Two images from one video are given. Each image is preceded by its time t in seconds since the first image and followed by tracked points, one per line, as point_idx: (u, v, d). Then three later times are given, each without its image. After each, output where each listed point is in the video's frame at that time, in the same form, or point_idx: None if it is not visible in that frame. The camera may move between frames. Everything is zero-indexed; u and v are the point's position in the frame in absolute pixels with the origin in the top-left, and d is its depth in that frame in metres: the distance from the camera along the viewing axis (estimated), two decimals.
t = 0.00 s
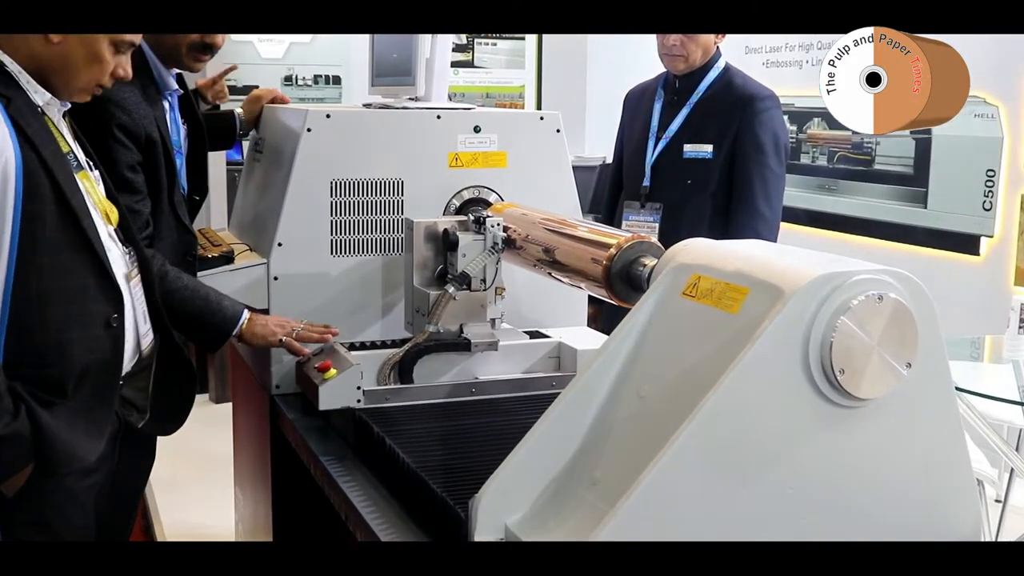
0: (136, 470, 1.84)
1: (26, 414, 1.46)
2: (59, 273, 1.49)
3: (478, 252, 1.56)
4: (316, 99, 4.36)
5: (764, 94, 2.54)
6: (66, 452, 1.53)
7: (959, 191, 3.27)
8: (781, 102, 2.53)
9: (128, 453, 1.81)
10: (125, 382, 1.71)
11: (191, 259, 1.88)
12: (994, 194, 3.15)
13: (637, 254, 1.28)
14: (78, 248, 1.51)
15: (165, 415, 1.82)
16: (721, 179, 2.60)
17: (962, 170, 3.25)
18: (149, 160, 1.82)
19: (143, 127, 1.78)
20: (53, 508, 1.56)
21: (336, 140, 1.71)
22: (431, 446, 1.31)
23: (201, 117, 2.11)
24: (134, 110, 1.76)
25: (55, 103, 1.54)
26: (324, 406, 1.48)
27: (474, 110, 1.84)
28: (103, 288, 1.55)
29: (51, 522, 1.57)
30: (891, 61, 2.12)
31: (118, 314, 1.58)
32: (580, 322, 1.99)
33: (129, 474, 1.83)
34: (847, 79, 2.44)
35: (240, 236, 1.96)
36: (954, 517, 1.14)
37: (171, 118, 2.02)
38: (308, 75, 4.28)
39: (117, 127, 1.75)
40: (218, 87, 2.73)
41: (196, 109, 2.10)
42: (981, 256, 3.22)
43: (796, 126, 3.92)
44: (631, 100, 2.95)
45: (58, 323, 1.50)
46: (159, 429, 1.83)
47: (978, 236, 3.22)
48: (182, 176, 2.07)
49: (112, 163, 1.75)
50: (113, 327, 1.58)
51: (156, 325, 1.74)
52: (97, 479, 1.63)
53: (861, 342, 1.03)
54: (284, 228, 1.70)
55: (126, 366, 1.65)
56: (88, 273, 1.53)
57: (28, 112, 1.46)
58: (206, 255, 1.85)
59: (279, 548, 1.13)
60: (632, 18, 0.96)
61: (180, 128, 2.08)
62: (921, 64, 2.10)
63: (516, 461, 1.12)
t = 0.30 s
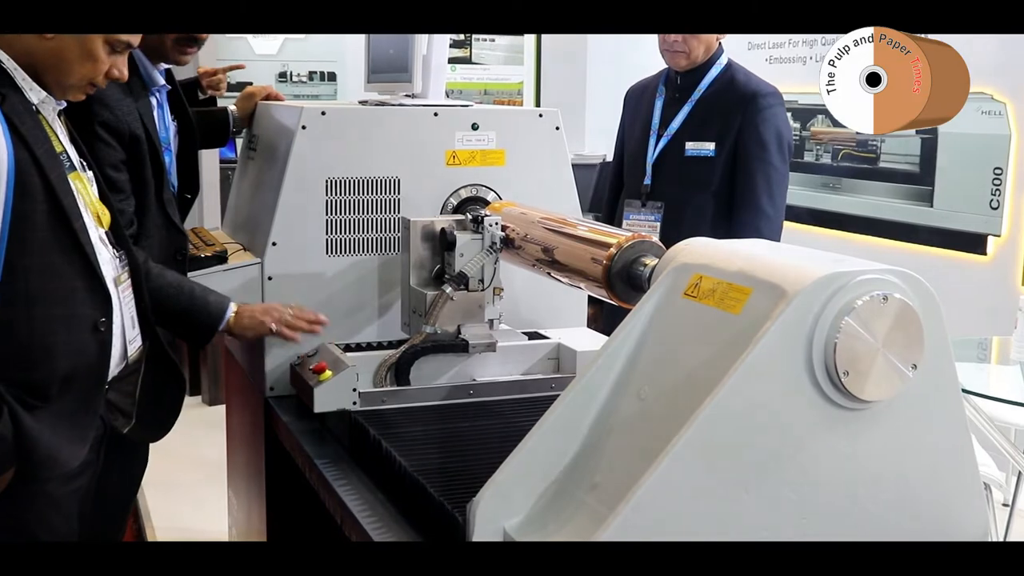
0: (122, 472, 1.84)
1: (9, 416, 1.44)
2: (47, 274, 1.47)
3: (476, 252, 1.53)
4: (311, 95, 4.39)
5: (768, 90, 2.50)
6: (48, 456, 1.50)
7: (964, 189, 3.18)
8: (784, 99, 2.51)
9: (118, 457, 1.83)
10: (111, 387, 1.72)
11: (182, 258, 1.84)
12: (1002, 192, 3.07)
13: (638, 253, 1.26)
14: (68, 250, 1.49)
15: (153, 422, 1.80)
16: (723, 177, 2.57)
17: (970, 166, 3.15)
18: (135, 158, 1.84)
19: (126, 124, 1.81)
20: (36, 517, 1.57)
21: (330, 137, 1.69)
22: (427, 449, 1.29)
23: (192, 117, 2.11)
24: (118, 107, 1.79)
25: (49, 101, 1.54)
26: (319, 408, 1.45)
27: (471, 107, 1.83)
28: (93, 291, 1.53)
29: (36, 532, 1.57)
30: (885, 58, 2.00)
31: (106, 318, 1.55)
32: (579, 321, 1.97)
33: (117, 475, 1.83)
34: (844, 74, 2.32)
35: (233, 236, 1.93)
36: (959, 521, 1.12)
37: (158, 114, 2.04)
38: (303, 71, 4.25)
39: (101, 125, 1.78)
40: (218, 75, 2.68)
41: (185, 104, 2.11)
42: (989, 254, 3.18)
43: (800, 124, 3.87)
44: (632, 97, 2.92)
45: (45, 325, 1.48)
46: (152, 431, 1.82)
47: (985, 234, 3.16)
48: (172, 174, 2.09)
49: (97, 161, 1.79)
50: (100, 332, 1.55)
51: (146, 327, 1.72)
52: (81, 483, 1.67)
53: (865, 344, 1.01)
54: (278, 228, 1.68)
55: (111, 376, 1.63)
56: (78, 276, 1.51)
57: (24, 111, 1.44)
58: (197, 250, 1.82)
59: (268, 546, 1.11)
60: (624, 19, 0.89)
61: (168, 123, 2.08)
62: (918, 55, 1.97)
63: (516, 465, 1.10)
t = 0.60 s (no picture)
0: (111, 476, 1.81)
1: None
2: (27, 272, 1.45)
3: (473, 251, 1.51)
4: (304, 91, 4.24)
5: (772, 86, 2.49)
6: (28, 458, 1.47)
7: (973, 186, 3.12)
8: (789, 95, 2.48)
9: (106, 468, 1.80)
10: (94, 388, 1.67)
11: (160, 254, 1.79)
12: (1013, 187, 3.00)
13: (640, 252, 1.23)
14: (48, 247, 1.47)
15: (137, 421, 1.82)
16: (726, 174, 2.54)
17: (978, 159, 3.08)
18: (106, 152, 1.80)
19: (96, 118, 1.77)
20: (14, 519, 1.51)
21: (323, 134, 1.66)
22: (424, 453, 1.26)
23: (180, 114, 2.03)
24: (89, 101, 1.77)
25: (32, 96, 1.51)
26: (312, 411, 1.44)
27: (469, 102, 1.80)
28: (74, 291, 1.51)
29: (13, 533, 1.52)
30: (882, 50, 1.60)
31: (88, 318, 1.53)
32: (580, 321, 1.94)
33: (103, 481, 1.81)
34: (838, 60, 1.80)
35: (223, 234, 1.91)
36: (970, 525, 1.09)
37: (139, 106, 2.02)
38: (297, 66, 4.17)
39: (71, 121, 1.76)
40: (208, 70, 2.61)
41: (172, 99, 2.04)
42: (999, 253, 3.08)
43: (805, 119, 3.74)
44: (635, 91, 2.87)
45: (26, 324, 1.45)
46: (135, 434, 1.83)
47: (996, 232, 3.07)
48: (156, 167, 2.09)
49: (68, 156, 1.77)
50: (82, 332, 1.52)
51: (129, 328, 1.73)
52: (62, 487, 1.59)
53: (872, 345, 0.98)
54: (271, 226, 1.66)
55: (94, 376, 1.64)
56: (58, 274, 1.49)
57: (5, 106, 1.42)
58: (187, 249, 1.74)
59: (256, 549, 1.07)
60: (623, 18, 0.83)
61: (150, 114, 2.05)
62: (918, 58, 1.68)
63: (514, 468, 1.08)
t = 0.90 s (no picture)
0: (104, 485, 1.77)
1: None
2: (8, 270, 1.43)
3: (470, 250, 1.48)
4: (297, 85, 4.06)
5: (778, 79, 2.42)
6: (9, 463, 1.43)
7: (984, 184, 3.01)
8: (795, 89, 2.42)
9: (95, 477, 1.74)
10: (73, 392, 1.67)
11: (144, 251, 1.78)
12: None
13: (642, 250, 1.20)
14: (29, 245, 1.45)
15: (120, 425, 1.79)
16: (731, 170, 2.47)
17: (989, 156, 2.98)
18: (84, 145, 1.76)
19: (75, 111, 1.74)
20: None
21: (315, 129, 1.64)
22: (418, 459, 1.23)
23: (167, 109, 1.97)
24: (69, 94, 1.73)
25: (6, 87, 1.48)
26: (305, 415, 1.42)
27: (467, 97, 1.77)
28: (55, 289, 1.49)
29: None
30: (885, 55, 1.53)
31: (69, 318, 1.50)
32: (581, 322, 1.91)
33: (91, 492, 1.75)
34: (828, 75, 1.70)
35: (212, 233, 1.87)
36: (981, 532, 1.06)
37: (121, 100, 2.01)
38: (288, 60, 4.02)
39: (50, 114, 1.73)
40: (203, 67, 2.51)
41: (158, 92, 1.97)
42: (1013, 251, 3.00)
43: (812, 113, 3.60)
44: (637, 84, 2.81)
45: (6, 323, 1.43)
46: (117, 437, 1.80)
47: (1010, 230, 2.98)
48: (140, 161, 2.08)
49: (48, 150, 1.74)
50: (63, 332, 1.49)
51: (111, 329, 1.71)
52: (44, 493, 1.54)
53: (880, 347, 0.96)
54: (262, 224, 1.63)
55: (74, 377, 1.64)
56: (38, 273, 1.46)
57: None
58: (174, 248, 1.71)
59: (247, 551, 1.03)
60: (623, 18, 0.75)
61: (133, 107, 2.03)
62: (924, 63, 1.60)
63: (511, 473, 1.05)
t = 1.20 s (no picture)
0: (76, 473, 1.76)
1: None
2: None
3: (465, 248, 1.43)
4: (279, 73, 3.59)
5: (785, 71, 2.37)
6: None
7: None
8: (804, 80, 2.37)
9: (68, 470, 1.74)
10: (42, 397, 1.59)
11: (134, 245, 1.65)
12: None
13: (645, 248, 1.16)
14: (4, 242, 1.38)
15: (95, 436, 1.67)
16: (737, 165, 2.43)
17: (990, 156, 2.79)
18: (64, 135, 1.60)
19: (53, 98, 1.58)
20: None
21: (305, 121, 1.59)
22: (412, 466, 1.19)
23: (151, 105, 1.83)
24: (44, 81, 1.56)
25: None
26: (293, 420, 1.35)
27: (462, 89, 1.73)
28: (29, 288, 1.42)
29: None
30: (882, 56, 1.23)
31: (44, 318, 1.43)
32: (581, 323, 1.87)
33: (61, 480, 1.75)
34: (829, 89, 1.30)
35: (198, 230, 1.83)
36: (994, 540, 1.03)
37: (98, 89, 1.77)
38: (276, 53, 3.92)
39: (25, 101, 1.56)
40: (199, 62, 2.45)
41: (138, 85, 1.83)
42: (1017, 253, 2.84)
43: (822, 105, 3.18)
44: (637, 78, 2.75)
45: None
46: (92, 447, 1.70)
47: None
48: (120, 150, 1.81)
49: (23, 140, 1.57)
50: (38, 333, 1.42)
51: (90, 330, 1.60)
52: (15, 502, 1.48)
53: (893, 349, 0.92)
54: (250, 221, 1.59)
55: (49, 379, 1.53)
56: (12, 272, 1.40)
57: None
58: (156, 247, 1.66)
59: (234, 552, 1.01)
60: (621, 18, 0.84)
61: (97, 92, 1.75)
62: (924, 63, 1.27)
63: (508, 481, 1.01)
